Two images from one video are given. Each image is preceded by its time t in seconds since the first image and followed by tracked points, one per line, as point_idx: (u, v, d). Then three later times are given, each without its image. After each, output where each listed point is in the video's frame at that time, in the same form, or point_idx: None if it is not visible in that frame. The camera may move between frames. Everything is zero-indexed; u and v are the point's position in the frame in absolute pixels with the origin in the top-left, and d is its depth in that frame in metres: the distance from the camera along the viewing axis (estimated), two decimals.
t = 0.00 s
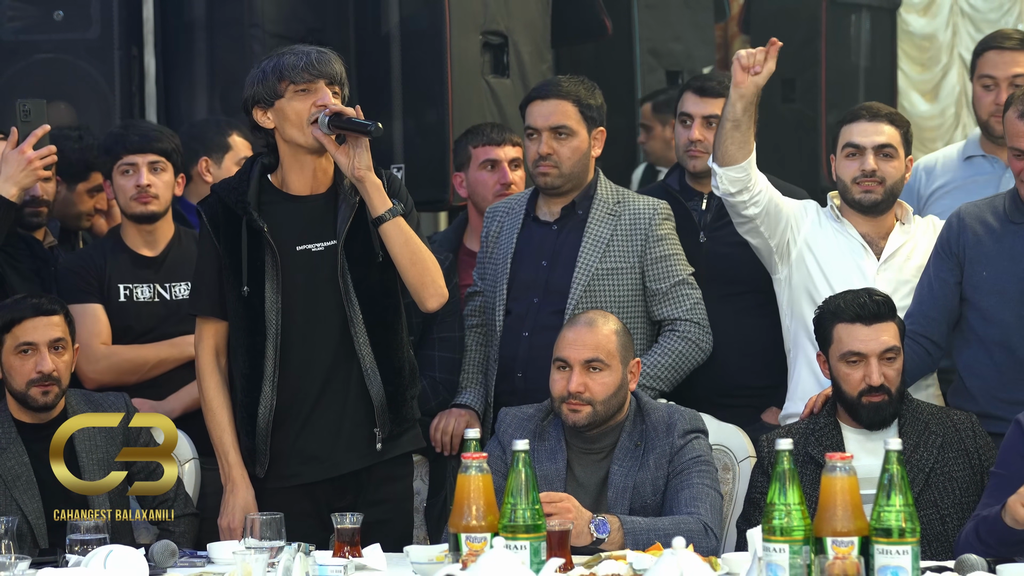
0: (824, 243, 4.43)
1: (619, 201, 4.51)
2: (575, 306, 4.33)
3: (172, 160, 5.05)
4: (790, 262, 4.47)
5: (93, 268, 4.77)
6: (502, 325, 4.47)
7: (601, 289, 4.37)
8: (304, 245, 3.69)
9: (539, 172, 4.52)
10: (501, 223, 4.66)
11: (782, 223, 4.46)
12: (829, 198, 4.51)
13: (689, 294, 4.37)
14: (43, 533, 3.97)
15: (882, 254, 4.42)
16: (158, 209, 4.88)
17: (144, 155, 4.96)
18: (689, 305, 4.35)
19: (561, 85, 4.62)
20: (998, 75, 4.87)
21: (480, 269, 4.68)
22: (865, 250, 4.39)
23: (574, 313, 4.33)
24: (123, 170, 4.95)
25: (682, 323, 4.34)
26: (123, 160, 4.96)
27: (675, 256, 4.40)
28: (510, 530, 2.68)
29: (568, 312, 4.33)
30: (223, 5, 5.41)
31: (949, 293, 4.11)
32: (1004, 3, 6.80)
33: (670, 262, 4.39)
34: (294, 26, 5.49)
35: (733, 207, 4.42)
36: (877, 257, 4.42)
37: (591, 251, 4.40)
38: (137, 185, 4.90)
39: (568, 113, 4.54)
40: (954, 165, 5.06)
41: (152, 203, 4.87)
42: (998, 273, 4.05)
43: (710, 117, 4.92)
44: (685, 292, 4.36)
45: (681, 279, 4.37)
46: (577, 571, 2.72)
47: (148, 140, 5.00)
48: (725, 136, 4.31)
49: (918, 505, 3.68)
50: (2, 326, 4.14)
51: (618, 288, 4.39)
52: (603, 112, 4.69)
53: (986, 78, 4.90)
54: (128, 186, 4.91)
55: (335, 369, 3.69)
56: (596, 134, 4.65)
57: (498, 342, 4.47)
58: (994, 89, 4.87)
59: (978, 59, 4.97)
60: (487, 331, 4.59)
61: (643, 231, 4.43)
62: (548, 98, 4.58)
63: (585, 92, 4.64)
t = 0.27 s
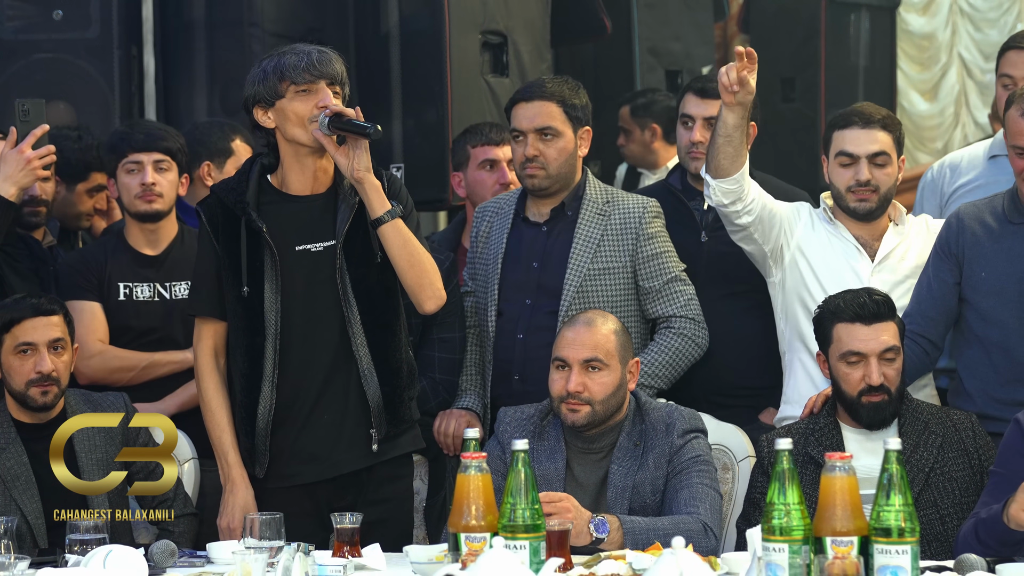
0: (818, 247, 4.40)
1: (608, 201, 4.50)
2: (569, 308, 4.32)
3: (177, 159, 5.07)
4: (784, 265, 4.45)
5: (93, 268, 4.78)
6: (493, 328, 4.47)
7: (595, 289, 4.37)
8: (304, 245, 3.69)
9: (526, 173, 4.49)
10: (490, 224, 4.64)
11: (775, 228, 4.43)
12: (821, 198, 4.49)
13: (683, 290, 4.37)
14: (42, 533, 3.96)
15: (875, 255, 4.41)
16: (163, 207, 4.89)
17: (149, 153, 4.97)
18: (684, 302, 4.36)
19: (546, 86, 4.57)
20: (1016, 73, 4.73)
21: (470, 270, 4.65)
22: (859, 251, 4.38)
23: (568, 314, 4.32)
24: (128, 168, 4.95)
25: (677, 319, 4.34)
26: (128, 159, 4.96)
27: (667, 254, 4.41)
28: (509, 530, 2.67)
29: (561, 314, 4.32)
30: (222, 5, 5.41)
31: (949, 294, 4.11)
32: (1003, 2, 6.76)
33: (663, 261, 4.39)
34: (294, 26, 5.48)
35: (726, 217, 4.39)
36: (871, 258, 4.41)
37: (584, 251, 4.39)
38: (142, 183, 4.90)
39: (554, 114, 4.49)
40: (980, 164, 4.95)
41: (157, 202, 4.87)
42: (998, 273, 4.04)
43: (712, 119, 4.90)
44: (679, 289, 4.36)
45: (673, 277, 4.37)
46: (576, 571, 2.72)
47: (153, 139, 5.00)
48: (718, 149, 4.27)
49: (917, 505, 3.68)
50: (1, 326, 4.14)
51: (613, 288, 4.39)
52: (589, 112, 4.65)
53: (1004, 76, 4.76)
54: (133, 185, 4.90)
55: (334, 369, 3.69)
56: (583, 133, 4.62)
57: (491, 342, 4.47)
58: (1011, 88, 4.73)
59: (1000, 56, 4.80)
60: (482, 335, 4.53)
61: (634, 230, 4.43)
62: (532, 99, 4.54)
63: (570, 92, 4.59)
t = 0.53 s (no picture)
0: (812, 248, 4.41)
1: (607, 202, 4.50)
2: (568, 310, 4.32)
3: (179, 157, 5.08)
4: (780, 267, 4.48)
5: (96, 270, 4.78)
6: (493, 328, 4.48)
7: (593, 290, 4.37)
8: (304, 245, 3.69)
9: (522, 177, 4.49)
10: (489, 223, 4.64)
11: (769, 231, 4.45)
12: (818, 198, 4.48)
13: (682, 291, 4.37)
14: (42, 533, 3.96)
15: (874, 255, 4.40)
16: (170, 205, 4.90)
17: (152, 152, 4.98)
18: (683, 303, 4.36)
19: (542, 88, 4.55)
20: (1017, 65, 4.67)
21: (469, 267, 4.66)
22: (857, 251, 4.37)
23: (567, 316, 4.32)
24: (131, 168, 4.95)
25: (677, 320, 4.35)
26: (131, 159, 4.96)
27: (666, 255, 4.41)
28: (509, 529, 2.67)
29: (559, 315, 4.32)
30: (221, 4, 5.41)
31: (951, 295, 4.11)
32: (1003, 2, 6.61)
33: (661, 262, 4.39)
34: (293, 26, 5.50)
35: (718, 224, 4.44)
36: (869, 258, 4.40)
37: (583, 252, 4.39)
38: (149, 182, 4.91)
39: (548, 117, 4.47)
40: (986, 161, 4.93)
41: (164, 199, 4.89)
42: (1003, 273, 4.04)
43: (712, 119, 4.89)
44: (678, 291, 4.36)
45: (672, 278, 4.37)
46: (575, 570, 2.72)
47: (156, 138, 5.01)
48: (707, 157, 4.34)
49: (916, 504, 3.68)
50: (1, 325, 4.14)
51: (612, 288, 4.39)
52: (585, 112, 4.62)
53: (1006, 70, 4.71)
54: (139, 184, 4.91)
55: (334, 369, 3.69)
56: (579, 133, 4.59)
57: (491, 345, 4.47)
58: (1013, 80, 4.68)
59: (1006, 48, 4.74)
60: (480, 334, 4.56)
61: (633, 231, 4.42)
62: (526, 102, 4.51)
63: (564, 92, 4.57)
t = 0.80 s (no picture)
0: (814, 248, 4.40)
1: (608, 203, 4.50)
2: (569, 310, 4.32)
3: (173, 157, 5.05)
4: (783, 267, 4.46)
5: (100, 269, 4.82)
6: (495, 329, 4.48)
7: (594, 290, 4.37)
8: (304, 245, 3.69)
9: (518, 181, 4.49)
10: (492, 224, 4.65)
11: (770, 231, 4.45)
12: (819, 199, 4.48)
13: (684, 292, 4.37)
14: (42, 533, 3.96)
15: (875, 255, 4.40)
16: (165, 205, 4.90)
17: (146, 153, 4.97)
18: (684, 304, 4.36)
19: (538, 91, 4.55)
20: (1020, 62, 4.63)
21: (471, 268, 4.67)
22: (858, 252, 4.37)
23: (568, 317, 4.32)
24: (128, 169, 4.95)
25: (678, 321, 4.35)
26: (125, 160, 4.96)
27: (667, 256, 4.40)
28: (509, 530, 2.67)
29: (560, 316, 4.32)
30: (222, 5, 5.41)
31: (947, 298, 4.12)
32: (1004, 2, 6.57)
33: (662, 262, 4.39)
34: (293, 26, 5.48)
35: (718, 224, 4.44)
36: (871, 258, 4.40)
37: (584, 253, 4.39)
38: (143, 183, 4.90)
39: (540, 122, 4.46)
40: (989, 161, 4.92)
41: (160, 200, 4.88)
42: (997, 278, 4.03)
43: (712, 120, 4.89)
44: (679, 291, 4.36)
45: (673, 278, 4.37)
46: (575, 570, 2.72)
47: (148, 139, 5.00)
48: (704, 158, 4.32)
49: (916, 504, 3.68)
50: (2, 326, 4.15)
51: (612, 289, 4.39)
52: (580, 113, 4.59)
53: (1010, 67, 4.65)
54: (133, 186, 4.91)
55: (334, 370, 3.69)
56: (577, 135, 4.56)
57: (493, 346, 4.47)
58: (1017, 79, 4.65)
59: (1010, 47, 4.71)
60: (480, 330, 4.59)
61: (634, 231, 4.42)
62: (520, 108, 4.52)
63: (558, 93, 4.57)
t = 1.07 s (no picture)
0: (815, 249, 4.40)
1: (610, 203, 4.49)
2: (569, 309, 4.32)
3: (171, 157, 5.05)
4: (782, 268, 4.46)
5: (98, 270, 4.82)
6: (498, 329, 4.47)
7: (595, 290, 4.37)
8: (299, 245, 3.69)
9: (523, 178, 4.50)
10: (495, 224, 4.65)
11: (770, 231, 4.44)
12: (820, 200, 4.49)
13: (685, 292, 4.37)
14: (43, 533, 3.95)
15: (875, 255, 4.40)
16: (162, 205, 4.89)
17: (145, 153, 4.95)
18: (685, 304, 4.36)
19: (543, 89, 4.55)
20: None
21: (474, 269, 4.68)
22: (858, 253, 4.37)
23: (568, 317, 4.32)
24: (125, 170, 4.94)
25: (679, 321, 4.35)
26: (124, 160, 4.95)
27: (668, 256, 4.40)
28: (509, 530, 2.67)
29: (561, 315, 4.32)
30: (223, 4, 5.42)
31: (937, 296, 4.11)
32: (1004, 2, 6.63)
33: (664, 262, 4.39)
34: (294, 26, 5.48)
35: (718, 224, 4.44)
36: (870, 258, 4.40)
37: (585, 254, 4.38)
38: (139, 183, 4.90)
39: (545, 119, 4.46)
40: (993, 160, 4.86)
41: (156, 200, 4.88)
42: (978, 275, 4.03)
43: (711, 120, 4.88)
44: (681, 291, 4.37)
45: (674, 278, 4.37)
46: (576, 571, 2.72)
47: (147, 139, 4.99)
48: (707, 159, 4.33)
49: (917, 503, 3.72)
50: (2, 325, 4.15)
51: (613, 289, 4.39)
52: (585, 112, 4.59)
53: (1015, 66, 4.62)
54: (129, 186, 4.91)
55: (332, 369, 3.69)
56: (581, 134, 4.56)
57: (494, 345, 4.47)
58: None
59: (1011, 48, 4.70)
60: (483, 331, 4.60)
61: (636, 231, 4.42)
62: (525, 104, 4.52)
63: (564, 92, 4.56)
